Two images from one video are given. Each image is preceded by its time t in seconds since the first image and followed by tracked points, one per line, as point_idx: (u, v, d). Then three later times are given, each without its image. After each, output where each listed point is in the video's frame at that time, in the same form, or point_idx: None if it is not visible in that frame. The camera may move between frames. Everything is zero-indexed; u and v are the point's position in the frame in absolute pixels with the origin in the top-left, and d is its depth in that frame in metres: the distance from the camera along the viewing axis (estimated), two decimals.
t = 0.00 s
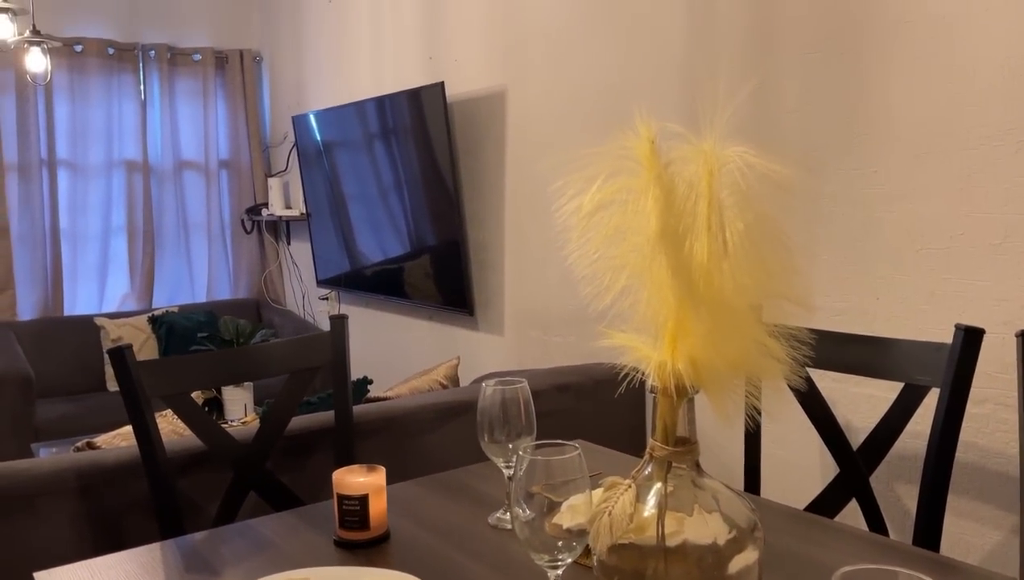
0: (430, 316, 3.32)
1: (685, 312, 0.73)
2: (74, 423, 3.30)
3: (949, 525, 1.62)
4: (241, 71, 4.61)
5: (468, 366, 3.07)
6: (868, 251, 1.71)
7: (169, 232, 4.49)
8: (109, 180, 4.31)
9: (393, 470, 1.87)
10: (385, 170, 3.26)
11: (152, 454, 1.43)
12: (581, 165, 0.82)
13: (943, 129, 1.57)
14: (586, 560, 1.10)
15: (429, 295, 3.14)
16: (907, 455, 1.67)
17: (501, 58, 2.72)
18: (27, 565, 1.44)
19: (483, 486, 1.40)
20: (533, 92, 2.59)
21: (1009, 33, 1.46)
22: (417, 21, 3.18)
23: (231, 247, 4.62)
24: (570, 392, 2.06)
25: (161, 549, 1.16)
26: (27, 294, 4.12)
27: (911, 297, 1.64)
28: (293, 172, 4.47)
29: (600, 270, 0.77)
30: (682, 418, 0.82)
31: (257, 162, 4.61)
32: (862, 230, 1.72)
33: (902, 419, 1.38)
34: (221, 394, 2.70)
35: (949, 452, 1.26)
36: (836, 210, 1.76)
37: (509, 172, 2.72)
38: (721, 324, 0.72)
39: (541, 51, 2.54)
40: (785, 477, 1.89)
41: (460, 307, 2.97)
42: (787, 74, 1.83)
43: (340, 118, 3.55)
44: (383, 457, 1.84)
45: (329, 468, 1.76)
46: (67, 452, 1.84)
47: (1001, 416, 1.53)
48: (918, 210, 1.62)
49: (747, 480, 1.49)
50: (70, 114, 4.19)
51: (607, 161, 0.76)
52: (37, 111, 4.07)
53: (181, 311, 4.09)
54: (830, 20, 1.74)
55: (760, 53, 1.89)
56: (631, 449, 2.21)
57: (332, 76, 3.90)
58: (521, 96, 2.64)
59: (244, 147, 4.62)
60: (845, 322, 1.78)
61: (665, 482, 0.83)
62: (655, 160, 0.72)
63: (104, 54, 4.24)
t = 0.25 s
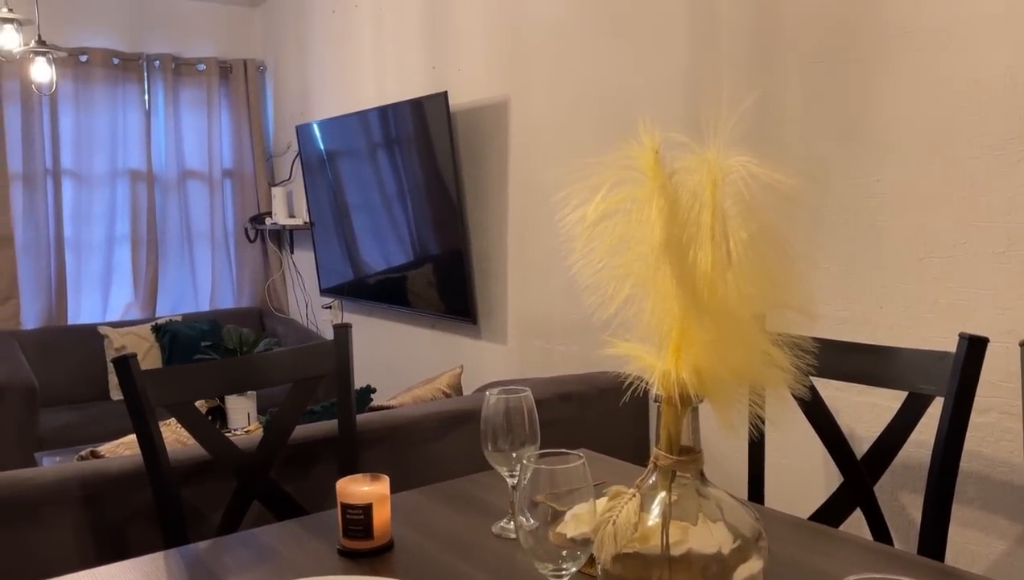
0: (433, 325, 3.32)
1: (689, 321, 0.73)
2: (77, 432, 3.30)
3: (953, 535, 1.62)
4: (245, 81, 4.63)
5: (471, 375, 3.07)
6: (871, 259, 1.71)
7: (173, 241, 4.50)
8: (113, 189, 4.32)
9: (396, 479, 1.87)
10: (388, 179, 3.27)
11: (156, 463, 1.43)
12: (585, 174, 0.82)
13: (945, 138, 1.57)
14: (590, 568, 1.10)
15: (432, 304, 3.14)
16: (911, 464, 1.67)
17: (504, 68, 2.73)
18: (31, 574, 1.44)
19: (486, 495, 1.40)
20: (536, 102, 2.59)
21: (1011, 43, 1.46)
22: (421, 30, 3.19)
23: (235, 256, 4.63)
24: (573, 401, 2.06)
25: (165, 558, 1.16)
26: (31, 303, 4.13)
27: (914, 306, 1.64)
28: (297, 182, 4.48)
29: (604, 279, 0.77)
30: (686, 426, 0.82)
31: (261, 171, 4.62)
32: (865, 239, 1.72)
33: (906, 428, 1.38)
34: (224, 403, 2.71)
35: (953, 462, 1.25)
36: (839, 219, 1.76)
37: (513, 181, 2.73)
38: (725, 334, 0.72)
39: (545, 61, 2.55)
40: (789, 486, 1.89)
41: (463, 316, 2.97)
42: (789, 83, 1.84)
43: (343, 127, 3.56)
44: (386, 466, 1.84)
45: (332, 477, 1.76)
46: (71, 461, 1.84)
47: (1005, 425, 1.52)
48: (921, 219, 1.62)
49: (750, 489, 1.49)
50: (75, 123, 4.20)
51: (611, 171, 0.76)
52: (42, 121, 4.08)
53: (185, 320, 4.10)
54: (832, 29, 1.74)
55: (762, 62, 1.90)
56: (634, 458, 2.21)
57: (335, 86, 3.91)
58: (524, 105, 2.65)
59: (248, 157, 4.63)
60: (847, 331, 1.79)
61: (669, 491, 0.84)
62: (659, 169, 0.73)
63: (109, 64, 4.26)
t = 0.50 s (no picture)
0: (435, 332, 3.32)
1: (692, 328, 0.73)
2: (80, 438, 3.30)
3: (957, 542, 1.62)
4: (248, 89, 4.63)
5: (473, 382, 3.07)
6: (874, 266, 1.71)
7: (176, 247, 4.51)
8: (117, 197, 4.33)
9: (399, 486, 1.87)
10: (391, 187, 3.28)
11: (158, 470, 1.43)
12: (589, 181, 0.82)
13: (947, 145, 1.57)
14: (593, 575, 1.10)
15: (435, 311, 3.15)
16: (915, 471, 1.66)
17: (506, 76, 2.74)
18: None
19: (488, 502, 1.40)
20: (538, 109, 2.60)
21: (1012, 50, 1.47)
22: (423, 38, 3.20)
23: (237, 263, 4.64)
24: (576, 408, 2.06)
25: (167, 565, 1.16)
26: (34, 310, 4.14)
27: (916, 313, 1.64)
28: (299, 189, 4.48)
29: (607, 286, 0.77)
30: (689, 433, 0.82)
31: (264, 179, 4.63)
32: (867, 245, 1.72)
33: (909, 436, 1.38)
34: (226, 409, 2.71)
35: (956, 469, 1.25)
36: (841, 226, 1.76)
37: (515, 188, 2.73)
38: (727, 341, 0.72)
39: (547, 69, 2.55)
40: (792, 493, 1.88)
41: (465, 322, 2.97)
42: (791, 90, 1.84)
43: (346, 135, 3.57)
44: (389, 473, 1.84)
45: (335, 485, 1.76)
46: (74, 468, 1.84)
47: (1008, 432, 1.52)
48: (923, 226, 1.62)
49: (753, 496, 1.49)
50: (79, 131, 4.22)
51: (614, 178, 0.76)
52: (46, 128, 4.09)
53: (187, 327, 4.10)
54: (834, 37, 1.75)
55: (764, 70, 1.90)
56: (637, 465, 2.20)
57: (338, 93, 3.92)
58: (527, 113, 2.65)
59: (251, 164, 4.63)
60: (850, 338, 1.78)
61: (672, 497, 0.84)
62: (661, 177, 0.73)
63: (112, 72, 4.27)
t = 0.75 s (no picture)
0: (438, 339, 3.32)
1: (694, 336, 0.73)
2: (82, 446, 3.30)
3: (960, 550, 1.61)
4: (251, 97, 4.64)
5: (475, 389, 3.07)
6: (876, 273, 1.71)
7: (179, 255, 4.52)
8: (120, 205, 4.34)
9: (401, 494, 1.86)
10: (393, 194, 3.28)
11: (161, 476, 1.43)
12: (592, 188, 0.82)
13: (950, 152, 1.57)
14: None
15: (437, 318, 3.15)
16: (919, 479, 1.66)
17: (508, 83, 2.74)
18: None
19: (491, 509, 1.40)
20: (540, 117, 2.61)
21: (1014, 57, 1.47)
22: (427, 46, 3.21)
23: (240, 270, 4.64)
24: (578, 415, 2.06)
25: (170, 573, 1.16)
26: (37, 318, 4.15)
27: (919, 320, 1.64)
28: (302, 197, 4.49)
29: (610, 293, 0.77)
30: (692, 441, 0.82)
31: (267, 186, 4.63)
32: (870, 253, 1.72)
33: (912, 443, 1.38)
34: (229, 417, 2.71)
35: (960, 476, 1.25)
36: (843, 233, 1.77)
37: (518, 196, 2.74)
38: (730, 348, 0.72)
39: (549, 76, 2.56)
40: (796, 500, 1.88)
41: (468, 330, 2.97)
42: (793, 98, 1.85)
43: (349, 142, 3.57)
44: (391, 481, 1.84)
45: (337, 492, 1.76)
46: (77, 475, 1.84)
47: (1012, 440, 1.52)
48: (926, 233, 1.62)
49: (756, 504, 1.48)
50: (83, 139, 4.23)
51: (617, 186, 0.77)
52: (50, 136, 4.11)
53: (190, 334, 4.10)
54: (836, 45, 1.75)
55: (766, 78, 1.91)
56: (639, 472, 2.20)
57: (341, 101, 3.93)
58: (529, 120, 2.66)
59: (254, 171, 4.64)
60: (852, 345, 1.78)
61: (675, 505, 0.84)
62: (664, 184, 0.73)
63: (116, 80, 4.28)
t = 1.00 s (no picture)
0: (440, 344, 3.32)
1: (696, 341, 0.73)
2: (84, 452, 3.30)
3: (964, 556, 1.61)
4: (253, 103, 4.65)
5: (477, 394, 3.07)
6: (878, 278, 1.71)
7: (181, 261, 4.52)
8: (123, 211, 4.35)
9: (403, 499, 1.86)
10: (395, 200, 3.29)
11: (163, 482, 1.43)
12: (595, 193, 0.82)
13: (952, 157, 1.57)
14: None
15: (439, 323, 3.15)
16: (922, 484, 1.66)
17: (510, 89, 2.75)
18: None
19: (493, 514, 1.39)
20: (542, 123, 2.61)
21: (1015, 63, 1.47)
22: (429, 52, 3.21)
23: (242, 276, 4.65)
24: (580, 421, 2.06)
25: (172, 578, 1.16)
26: (40, 324, 4.15)
27: (921, 325, 1.64)
28: (304, 203, 4.49)
29: (612, 299, 0.78)
30: (695, 446, 0.82)
31: (269, 193, 4.64)
32: (872, 258, 1.72)
33: (915, 448, 1.37)
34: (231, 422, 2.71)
35: (963, 481, 1.25)
36: (845, 238, 1.77)
37: (520, 201, 2.74)
38: (733, 353, 0.72)
39: (551, 82, 2.57)
40: (798, 506, 1.88)
41: (470, 335, 2.97)
42: (795, 103, 1.85)
43: (351, 148, 3.58)
44: (393, 487, 1.84)
45: (339, 497, 1.76)
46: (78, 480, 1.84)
47: (1015, 445, 1.52)
48: (928, 238, 1.62)
49: (759, 509, 1.48)
50: (86, 145, 4.24)
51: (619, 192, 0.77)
52: (53, 142, 4.12)
53: (192, 340, 4.10)
54: (837, 51, 1.76)
55: (767, 83, 1.91)
56: (642, 478, 2.20)
57: (344, 107, 3.93)
58: (531, 126, 2.67)
59: (256, 178, 4.65)
60: (854, 350, 1.78)
61: (678, 510, 0.84)
62: (666, 190, 0.73)
63: (119, 86, 4.30)
